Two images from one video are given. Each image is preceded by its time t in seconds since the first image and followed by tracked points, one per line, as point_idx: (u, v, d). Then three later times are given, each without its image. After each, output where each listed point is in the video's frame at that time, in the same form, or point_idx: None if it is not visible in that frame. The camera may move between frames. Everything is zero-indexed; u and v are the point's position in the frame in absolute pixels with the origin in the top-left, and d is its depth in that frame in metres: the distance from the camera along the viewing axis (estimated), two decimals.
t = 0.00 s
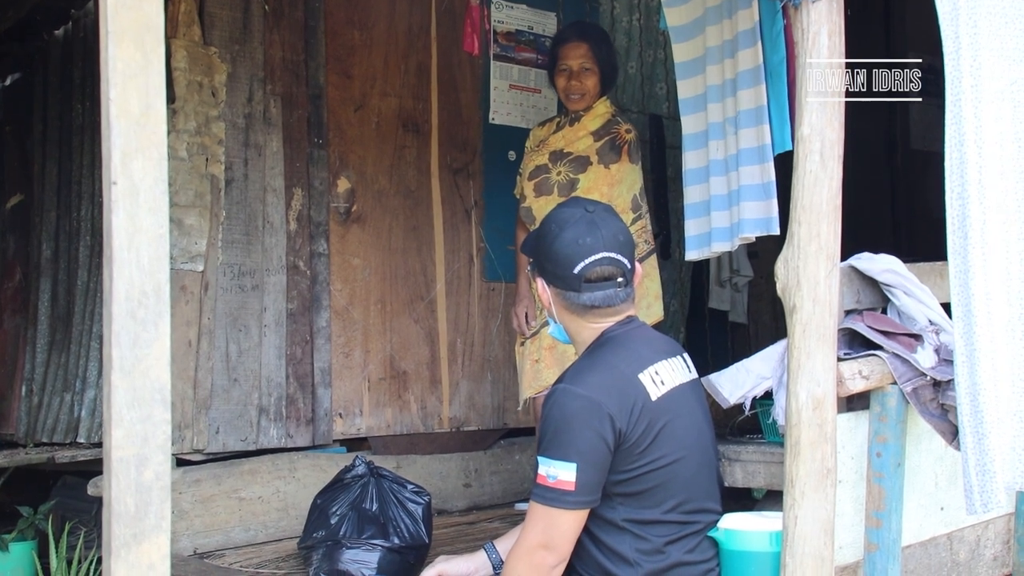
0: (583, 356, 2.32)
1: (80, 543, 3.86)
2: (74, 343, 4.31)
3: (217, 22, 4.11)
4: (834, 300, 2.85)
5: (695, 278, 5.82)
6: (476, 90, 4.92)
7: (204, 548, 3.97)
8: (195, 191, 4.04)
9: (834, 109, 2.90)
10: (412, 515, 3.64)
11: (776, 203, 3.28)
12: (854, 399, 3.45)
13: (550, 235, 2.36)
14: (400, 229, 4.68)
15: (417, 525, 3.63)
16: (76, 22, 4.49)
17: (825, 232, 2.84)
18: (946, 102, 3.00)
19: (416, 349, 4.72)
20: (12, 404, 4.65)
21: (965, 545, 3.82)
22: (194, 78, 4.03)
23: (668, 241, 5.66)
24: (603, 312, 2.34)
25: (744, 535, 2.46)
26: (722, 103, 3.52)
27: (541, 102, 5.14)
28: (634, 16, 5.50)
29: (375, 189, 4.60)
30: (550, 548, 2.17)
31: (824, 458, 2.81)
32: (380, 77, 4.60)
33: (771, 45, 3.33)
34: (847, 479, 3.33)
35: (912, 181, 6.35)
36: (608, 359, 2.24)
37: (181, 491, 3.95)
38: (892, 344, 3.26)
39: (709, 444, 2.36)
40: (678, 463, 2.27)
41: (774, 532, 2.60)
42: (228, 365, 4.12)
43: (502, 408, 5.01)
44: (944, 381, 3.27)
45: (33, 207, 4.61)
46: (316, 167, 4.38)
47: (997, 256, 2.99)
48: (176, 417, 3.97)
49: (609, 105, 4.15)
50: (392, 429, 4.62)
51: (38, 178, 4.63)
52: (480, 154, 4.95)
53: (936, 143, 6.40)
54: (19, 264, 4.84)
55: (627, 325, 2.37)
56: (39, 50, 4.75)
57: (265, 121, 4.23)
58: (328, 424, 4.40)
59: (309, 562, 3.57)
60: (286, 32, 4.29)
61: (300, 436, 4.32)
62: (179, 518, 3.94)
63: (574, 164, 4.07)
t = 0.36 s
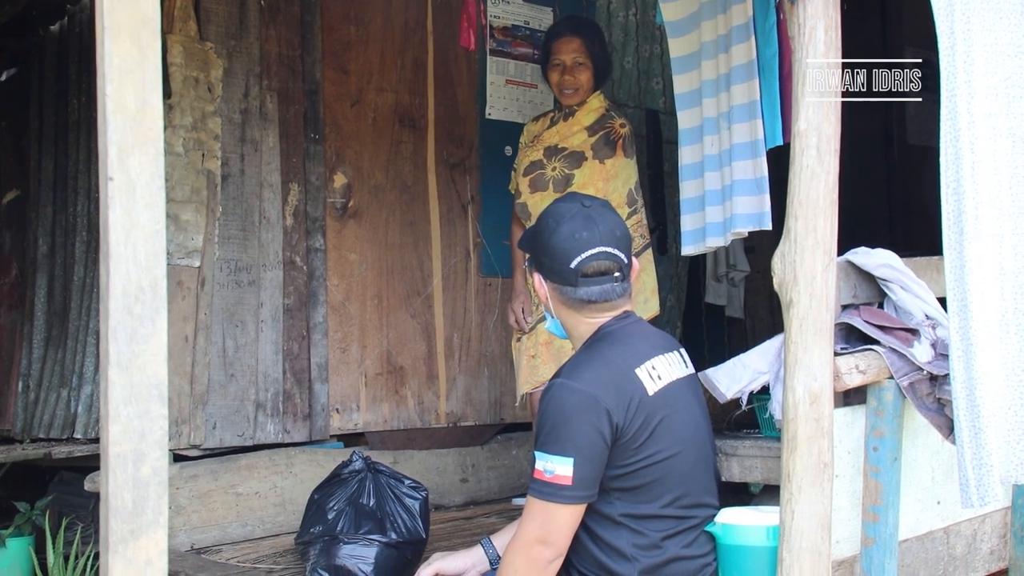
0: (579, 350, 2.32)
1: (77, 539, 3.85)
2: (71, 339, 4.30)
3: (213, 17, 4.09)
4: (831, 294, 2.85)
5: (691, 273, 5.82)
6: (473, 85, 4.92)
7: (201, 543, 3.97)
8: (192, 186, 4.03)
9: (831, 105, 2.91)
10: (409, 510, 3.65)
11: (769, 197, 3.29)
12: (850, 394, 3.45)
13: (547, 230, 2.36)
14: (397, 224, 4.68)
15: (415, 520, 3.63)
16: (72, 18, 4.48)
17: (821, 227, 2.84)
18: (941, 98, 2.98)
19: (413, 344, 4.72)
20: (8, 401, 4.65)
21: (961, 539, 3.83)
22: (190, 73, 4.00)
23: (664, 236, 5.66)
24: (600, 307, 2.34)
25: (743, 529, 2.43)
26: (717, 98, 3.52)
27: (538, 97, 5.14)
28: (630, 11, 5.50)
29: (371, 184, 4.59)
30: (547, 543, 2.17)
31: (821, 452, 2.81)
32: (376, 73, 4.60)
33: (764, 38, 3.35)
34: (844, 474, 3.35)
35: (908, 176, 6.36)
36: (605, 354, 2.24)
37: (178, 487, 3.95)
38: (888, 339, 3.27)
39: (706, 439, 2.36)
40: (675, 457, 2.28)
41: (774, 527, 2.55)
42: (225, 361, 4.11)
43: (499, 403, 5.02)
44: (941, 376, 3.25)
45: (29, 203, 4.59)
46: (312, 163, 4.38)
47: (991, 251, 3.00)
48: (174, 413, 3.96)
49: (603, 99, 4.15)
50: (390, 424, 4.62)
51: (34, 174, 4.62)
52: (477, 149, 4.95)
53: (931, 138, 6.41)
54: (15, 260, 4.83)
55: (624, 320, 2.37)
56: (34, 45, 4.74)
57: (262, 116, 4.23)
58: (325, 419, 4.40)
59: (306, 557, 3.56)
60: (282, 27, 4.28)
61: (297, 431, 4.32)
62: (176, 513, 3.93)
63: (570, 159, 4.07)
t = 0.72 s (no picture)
0: (578, 345, 2.31)
1: (75, 532, 3.85)
2: (69, 332, 4.29)
3: (211, 10, 4.08)
4: (829, 288, 2.85)
5: (689, 267, 5.82)
6: (471, 78, 4.91)
7: (200, 537, 3.97)
8: (190, 179, 4.02)
9: (829, 99, 2.90)
10: (408, 504, 3.65)
11: (764, 191, 3.29)
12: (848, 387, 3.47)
13: (546, 224, 2.36)
14: (395, 218, 4.68)
15: (413, 514, 3.63)
16: (70, 11, 4.47)
17: (819, 221, 2.84)
18: (938, 92, 2.99)
19: (411, 338, 4.72)
20: (7, 394, 4.64)
21: (959, 532, 3.83)
22: (188, 66, 4.00)
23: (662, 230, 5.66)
24: (598, 303, 2.34)
25: (742, 523, 2.43)
26: (712, 92, 3.51)
27: (536, 91, 5.14)
28: (628, 4, 5.49)
29: (369, 177, 4.59)
30: (546, 538, 2.18)
31: (819, 445, 2.81)
32: (374, 66, 4.59)
33: (760, 33, 3.35)
34: (843, 468, 3.35)
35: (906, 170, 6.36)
36: (603, 348, 2.24)
37: (177, 480, 3.95)
38: (887, 332, 3.28)
39: (705, 433, 2.36)
40: (674, 452, 2.28)
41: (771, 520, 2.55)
42: (223, 354, 4.11)
43: (497, 396, 5.02)
44: (939, 369, 3.27)
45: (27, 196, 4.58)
46: (310, 156, 4.37)
47: (987, 244, 3.00)
48: (172, 406, 3.95)
49: (600, 93, 4.14)
50: (388, 418, 4.62)
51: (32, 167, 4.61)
52: (475, 143, 4.95)
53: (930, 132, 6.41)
54: (12, 253, 4.82)
55: (622, 314, 2.36)
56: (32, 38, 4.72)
57: (260, 110, 4.22)
58: (323, 413, 4.40)
59: (305, 551, 3.56)
60: (280, 20, 4.27)
61: (296, 425, 4.31)
62: (175, 507, 3.93)
63: (567, 154, 4.06)
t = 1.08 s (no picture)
0: (576, 345, 2.31)
1: (72, 532, 3.85)
2: (66, 331, 4.29)
3: (209, 9, 4.07)
4: (827, 288, 2.85)
5: (687, 268, 5.83)
6: (469, 78, 4.91)
7: (197, 537, 3.97)
8: (188, 178, 4.01)
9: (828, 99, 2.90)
10: (405, 504, 3.65)
11: (763, 191, 3.29)
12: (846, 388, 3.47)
13: (545, 223, 2.36)
14: (393, 217, 4.67)
15: (410, 514, 3.63)
16: (68, 10, 4.47)
17: (817, 221, 2.84)
18: (935, 91, 3.00)
19: (409, 338, 4.72)
20: (4, 393, 4.63)
21: (956, 533, 3.84)
22: (186, 65, 3.99)
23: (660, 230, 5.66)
24: (596, 303, 2.34)
25: (738, 523, 2.42)
26: (711, 91, 3.51)
27: (534, 91, 5.13)
28: (627, 5, 5.49)
29: (367, 177, 4.59)
30: (543, 538, 2.18)
31: (816, 446, 2.82)
32: (372, 66, 4.59)
33: (759, 33, 3.35)
34: (840, 468, 3.37)
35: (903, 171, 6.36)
36: (601, 348, 2.24)
37: (174, 480, 3.94)
38: (885, 333, 3.28)
39: (703, 433, 2.36)
40: (672, 451, 2.28)
41: (768, 520, 2.56)
42: (221, 354, 4.10)
43: (495, 397, 5.02)
44: (936, 369, 3.27)
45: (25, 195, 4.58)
46: (309, 155, 4.37)
47: (985, 244, 3.00)
48: (169, 406, 3.95)
49: (596, 92, 4.14)
50: (386, 418, 4.62)
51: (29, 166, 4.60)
52: (474, 142, 4.95)
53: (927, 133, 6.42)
54: (10, 252, 4.82)
55: (621, 314, 2.36)
56: (30, 37, 4.71)
57: (258, 109, 4.21)
58: (320, 413, 4.40)
59: (301, 551, 3.56)
60: (278, 19, 4.27)
61: (293, 425, 4.31)
62: (172, 506, 3.93)
63: (564, 153, 4.06)
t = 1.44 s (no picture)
0: (576, 343, 2.31)
1: (74, 528, 3.85)
2: (68, 327, 4.29)
3: (212, 6, 4.07)
4: (829, 286, 2.85)
5: (689, 266, 5.83)
6: (471, 76, 4.91)
7: (198, 533, 3.97)
8: (190, 175, 4.01)
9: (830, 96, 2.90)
10: (406, 501, 3.65)
11: (766, 189, 3.28)
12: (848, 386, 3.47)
13: (545, 221, 2.36)
14: (395, 215, 4.67)
15: (411, 511, 3.63)
16: (71, 7, 4.47)
17: (820, 219, 2.84)
18: (940, 89, 3.01)
19: (411, 335, 4.72)
20: (6, 389, 4.64)
21: (958, 532, 3.83)
22: (189, 62, 3.99)
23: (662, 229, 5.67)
24: (596, 300, 2.34)
25: (739, 521, 2.42)
26: (715, 90, 3.51)
27: (536, 89, 5.11)
28: (629, 3, 5.49)
29: (370, 175, 4.59)
30: (543, 537, 2.17)
31: (818, 444, 2.81)
32: (375, 63, 4.59)
33: (762, 31, 3.36)
34: (842, 467, 3.36)
35: (905, 170, 6.36)
36: (601, 345, 2.24)
37: (175, 476, 3.95)
38: (887, 331, 3.27)
39: (705, 430, 2.36)
40: (672, 449, 2.27)
41: (769, 519, 2.56)
42: (222, 350, 4.11)
43: (496, 394, 5.02)
44: (939, 368, 3.28)
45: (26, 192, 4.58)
46: (311, 153, 4.37)
47: (988, 243, 3.00)
48: (171, 402, 3.95)
49: (597, 91, 4.14)
50: (387, 415, 4.62)
51: (31, 162, 4.60)
52: (476, 140, 4.95)
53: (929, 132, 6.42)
54: (12, 248, 4.82)
55: (621, 312, 2.36)
56: (32, 33, 4.71)
57: (261, 106, 4.21)
58: (322, 410, 4.40)
59: (302, 547, 3.55)
60: (281, 17, 4.27)
61: (295, 422, 4.31)
62: (173, 503, 3.93)
63: (566, 151, 4.06)
